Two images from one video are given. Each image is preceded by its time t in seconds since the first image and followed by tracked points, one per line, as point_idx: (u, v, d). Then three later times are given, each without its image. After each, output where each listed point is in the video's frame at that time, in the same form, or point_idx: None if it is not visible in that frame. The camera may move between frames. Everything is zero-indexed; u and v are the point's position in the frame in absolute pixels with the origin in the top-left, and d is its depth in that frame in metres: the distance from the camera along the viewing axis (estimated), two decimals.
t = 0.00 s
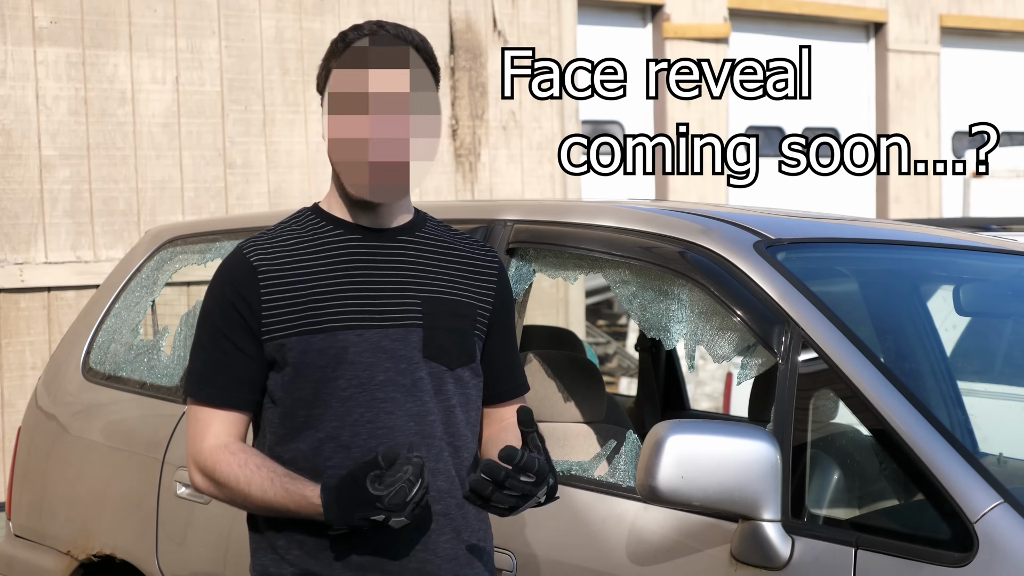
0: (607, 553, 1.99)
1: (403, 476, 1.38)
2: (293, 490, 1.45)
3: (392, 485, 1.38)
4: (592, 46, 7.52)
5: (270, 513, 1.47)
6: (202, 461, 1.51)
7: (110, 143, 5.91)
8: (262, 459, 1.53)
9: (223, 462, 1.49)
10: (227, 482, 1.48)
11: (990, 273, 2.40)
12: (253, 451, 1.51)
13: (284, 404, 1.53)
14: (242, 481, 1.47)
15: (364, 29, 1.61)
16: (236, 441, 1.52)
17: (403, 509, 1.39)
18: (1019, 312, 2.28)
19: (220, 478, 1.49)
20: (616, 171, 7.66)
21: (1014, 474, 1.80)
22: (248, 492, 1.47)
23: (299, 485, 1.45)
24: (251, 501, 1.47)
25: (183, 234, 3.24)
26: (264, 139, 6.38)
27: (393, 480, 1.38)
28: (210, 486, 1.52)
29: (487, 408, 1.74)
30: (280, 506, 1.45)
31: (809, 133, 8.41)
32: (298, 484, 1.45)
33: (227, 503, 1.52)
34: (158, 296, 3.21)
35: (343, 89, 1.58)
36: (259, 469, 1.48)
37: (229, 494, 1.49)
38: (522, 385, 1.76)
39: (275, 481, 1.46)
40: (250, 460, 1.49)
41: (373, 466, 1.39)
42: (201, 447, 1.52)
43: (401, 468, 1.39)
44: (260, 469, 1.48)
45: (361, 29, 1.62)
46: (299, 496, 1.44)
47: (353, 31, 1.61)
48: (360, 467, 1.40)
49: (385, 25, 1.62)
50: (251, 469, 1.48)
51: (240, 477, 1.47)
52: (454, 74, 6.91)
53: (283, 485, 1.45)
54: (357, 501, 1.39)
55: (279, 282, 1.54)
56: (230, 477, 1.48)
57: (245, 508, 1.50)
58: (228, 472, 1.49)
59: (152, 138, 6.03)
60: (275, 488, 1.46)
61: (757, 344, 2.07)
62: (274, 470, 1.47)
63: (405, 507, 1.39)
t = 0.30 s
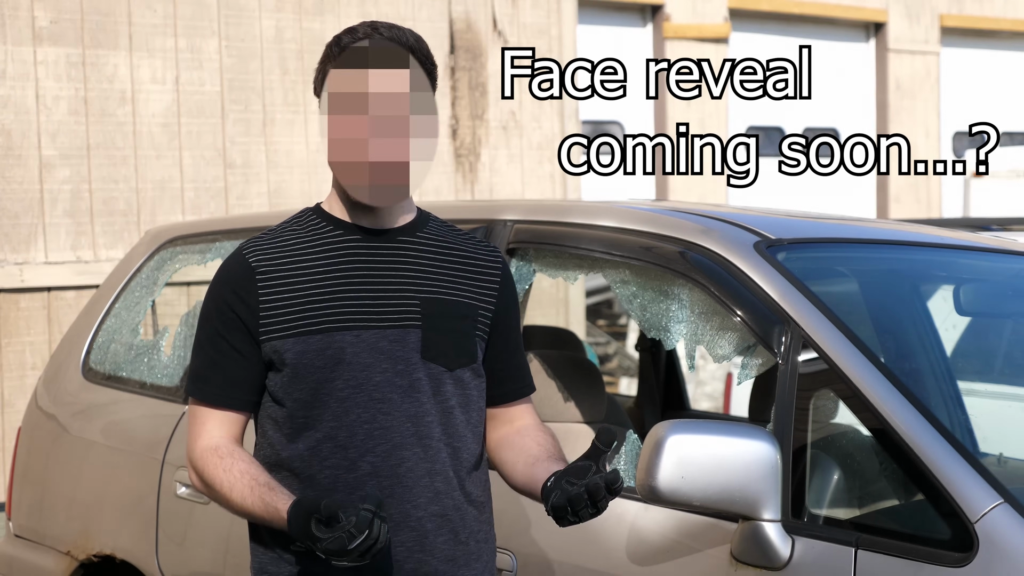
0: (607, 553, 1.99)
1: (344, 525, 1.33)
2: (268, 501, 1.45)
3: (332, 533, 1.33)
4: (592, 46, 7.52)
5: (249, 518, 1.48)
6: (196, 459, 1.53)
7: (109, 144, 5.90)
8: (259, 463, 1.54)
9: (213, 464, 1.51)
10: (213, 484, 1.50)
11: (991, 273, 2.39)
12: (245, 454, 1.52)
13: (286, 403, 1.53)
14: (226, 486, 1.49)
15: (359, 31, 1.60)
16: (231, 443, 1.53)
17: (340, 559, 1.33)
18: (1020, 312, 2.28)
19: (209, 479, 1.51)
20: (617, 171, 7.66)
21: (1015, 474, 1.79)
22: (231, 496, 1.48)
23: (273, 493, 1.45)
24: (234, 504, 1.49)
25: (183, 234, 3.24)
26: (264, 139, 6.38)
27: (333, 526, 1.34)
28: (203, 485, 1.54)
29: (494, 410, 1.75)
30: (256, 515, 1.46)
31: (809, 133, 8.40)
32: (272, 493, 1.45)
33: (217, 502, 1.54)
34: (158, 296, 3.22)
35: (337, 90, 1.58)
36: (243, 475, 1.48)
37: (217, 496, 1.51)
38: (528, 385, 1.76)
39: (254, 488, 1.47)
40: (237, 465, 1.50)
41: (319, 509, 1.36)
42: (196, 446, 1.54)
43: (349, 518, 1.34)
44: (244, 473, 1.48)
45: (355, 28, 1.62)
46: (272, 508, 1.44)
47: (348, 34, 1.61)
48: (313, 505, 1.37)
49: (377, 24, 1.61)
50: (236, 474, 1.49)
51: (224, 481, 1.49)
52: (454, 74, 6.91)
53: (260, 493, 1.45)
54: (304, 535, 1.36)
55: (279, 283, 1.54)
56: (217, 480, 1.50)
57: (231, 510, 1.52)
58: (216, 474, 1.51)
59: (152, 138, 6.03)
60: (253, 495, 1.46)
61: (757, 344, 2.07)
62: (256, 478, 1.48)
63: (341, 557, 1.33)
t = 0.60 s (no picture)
0: (607, 553, 1.99)
1: (345, 515, 1.34)
2: (269, 496, 1.45)
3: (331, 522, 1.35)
4: (592, 46, 7.52)
5: (252, 515, 1.48)
6: (198, 458, 1.53)
7: (109, 144, 5.91)
8: (261, 462, 1.54)
9: (215, 461, 1.51)
10: (216, 482, 1.50)
11: (991, 273, 2.39)
12: (246, 451, 1.52)
13: (286, 403, 1.53)
14: (229, 483, 1.49)
15: (362, 32, 1.60)
16: (233, 441, 1.54)
17: (343, 547, 1.34)
18: (1020, 312, 2.28)
19: (212, 477, 1.51)
20: (616, 171, 7.65)
21: (1015, 474, 1.79)
22: (234, 493, 1.48)
23: (277, 489, 1.45)
24: (237, 501, 1.48)
25: (183, 234, 3.24)
26: (264, 139, 6.38)
27: (337, 514, 1.35)
28: (205, 484, 1.54)
29: (490, 410, 1.74)
30: (258, 510, 1.46)
31: (809, 133, 8.40)
32: (276, 489, 1.45)
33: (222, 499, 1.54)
34: (158, 296, 3.22)
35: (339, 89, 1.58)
36: (244, 472, 1.48)
37: (220, 494, 1.51)
38: (529, 386, 1.75)
39: (257, 484, 1.46)
40: (238, 462, 1.50)
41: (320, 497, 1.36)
42: (198, 445, 1.54)
43: (349, 507, 1.35)
44: (247, 470, 1.48)
45: (359, 29, 1.62)
46: (273, 502, 1.44)
47: (351, 33, 1.61)
48: (315, 493, 1.37)
49: (381, 24, 1.62)
50: (238, 470, 1.49)
51: (226, 479, 1.49)
52: (454, 74, 6.91)
53: (263, 489, 1.46)
54: (305, 525, 1.36)
55: (280, 283, 1.55)
56: (220, 478, 1.50)
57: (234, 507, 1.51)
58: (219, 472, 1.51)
59: (152, 138, 6.03)
60: (256, 492, 1.46)
61: (757, 344, 2.07)
62: (258, 474, 1.47)
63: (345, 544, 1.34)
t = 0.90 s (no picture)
0: (607, 553, 1.99)
1: (351, 516, 1.33)
2: (274, 495, 1.45)
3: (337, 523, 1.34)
4: (592, 46, 7.52)
5: (255, 514, 1.48)
6: (200, 459, 1.53)
7: (110, 144, 5.90)
8: (263, 462, 1.54)
9: (218, 461, 1.51)
10: (219, 483, 1.50)
11: (991, 273, 2.39)
12: (248, 452, 1.52)
13: (287, 402, 1.53)
14: (232, 483, 1.49)
15: (364, 30, 1.60)
16: (235, 442, 1.54)
17: (349, 550, 1.34)
18: (1021, 312, 2.28)
19: (214, 477, 1.51)
20: (616, 171, 7.65)
21: (1015, 475, 1.79)
22: (237, 493, 1.48)
23: (281, 489, 1.45)
24: (240, 501, 1.49)
25: (183, 234, 3.24)
26: (263, 138, 6.38)
27: (343, 516, 1.34)
28: (207, 484, 1.54)
29: (495, 410, 1.73)
30: (263, 510, 1.46)
31: (809, 133, 8.39)
32: (280, 488, 1.45)
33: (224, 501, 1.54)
34: (158, 296, 3.22)
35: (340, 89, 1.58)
36: (248, 472, 1.48)
37: (223, 494, 1.51)
38: (533, 386, 1.75)
39: (261, 483, 1.47)
40: (242, 462, 1.50)
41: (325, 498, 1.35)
42: (200, 446, 1.54)
43: (355, 509, 1.34)
44: (250, 470, 1.49)
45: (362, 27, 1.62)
46: (278, 502, 1.44)
47: (354, 31, 1.61)
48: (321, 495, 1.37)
49: (385, 23, 1.62)
50: (241, 471, 1.49)
51: (230, 479, 1.49)
52: (454, 74, 6.91)
53: (267, 488, 1.46)
54: (312, 527, 1.37)
55: (281, 283, 1.55)
56: (223, 477, 1.50)
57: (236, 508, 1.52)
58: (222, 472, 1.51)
59: (152, 138, 6.03)
60: (260, 491, 1.46)
61: (757, 344, 2.07)
62: (262, 474, 1.48)
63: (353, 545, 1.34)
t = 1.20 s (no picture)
0: (606, 553, 1.99)
1: (375, 507, 1.40)
2: (287, 494, 1.47)
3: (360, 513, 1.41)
4: (592, 46, 7.52)
5: (263, 514, 1.49)
6: (202, 460, 1.54)
7: (109, 143, 5.90)
8: (265, 462, 1.54)
9: (223, 462, 1.51)
10: (225, 483, 1.51)
11: (991, 273, 2.39)
12: (252, 452, 1.53)
13: (287, 401, 1.54)
14: (238, 484, 1.50)
15: (377, 28, 1.61)
16: (237, 442, 1.54)
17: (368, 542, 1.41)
18: (1021, 312, 2.27)
19: (219, 478, 1.51)
20: (616, 171, 7.64)
21: (1015, 475, 1.79)
22: (244, 493, 1.49)
23: (292, 488, 1.47)
24: (246, 501, 1.50)
25: (183, 233, 3.24)
26: (264, 138, 6.38)
27: (364, 507, 1.41)
28: (209, 485, 1.54)
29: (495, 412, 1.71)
30: (273, 510, 1.47)
31: (809, 133, 8.39)
32: (291, 487, 1.47)
33: (226, 502, 1.55)
34: (158, 296, 3.22)
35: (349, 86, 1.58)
36: (257, 472, 1.50)
37: (227, 494, 1.51)
38: (537, 385, 1.72)
39: (269, 483, 1.48)
40: (249, 462, 1.51)
41: (360, 488, 1.43)
42: (201, 447, 1.54)
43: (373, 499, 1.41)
44: (257, 470, 1.50)
45: (373, 26, 1.62)
46: (291, 500, 1.46)
47: (367, 29, 1.62)
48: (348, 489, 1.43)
49: (397, 23, 1.62)
50: (250, 470, 1.50)
51: (236, 480, 1.50)
52: (454, 74, 6.91)
53: (277, 488, 1.47)
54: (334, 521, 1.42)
55: (281, 283, 1.55)
56: (229, 477, 1.50)
57: (241, 507, 1.53)
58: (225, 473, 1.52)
59: (152, 137, 6.03)
60: (269, 491, 1.48)
61: (757, 344, 2.07)
62: (269, 474, 1.49)
63: (366, 536, 1.40)
